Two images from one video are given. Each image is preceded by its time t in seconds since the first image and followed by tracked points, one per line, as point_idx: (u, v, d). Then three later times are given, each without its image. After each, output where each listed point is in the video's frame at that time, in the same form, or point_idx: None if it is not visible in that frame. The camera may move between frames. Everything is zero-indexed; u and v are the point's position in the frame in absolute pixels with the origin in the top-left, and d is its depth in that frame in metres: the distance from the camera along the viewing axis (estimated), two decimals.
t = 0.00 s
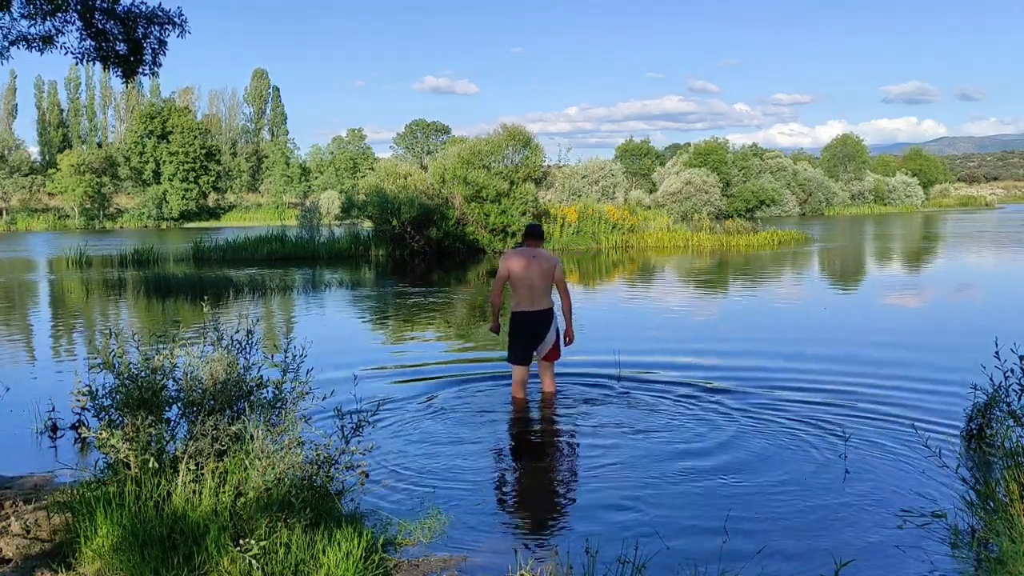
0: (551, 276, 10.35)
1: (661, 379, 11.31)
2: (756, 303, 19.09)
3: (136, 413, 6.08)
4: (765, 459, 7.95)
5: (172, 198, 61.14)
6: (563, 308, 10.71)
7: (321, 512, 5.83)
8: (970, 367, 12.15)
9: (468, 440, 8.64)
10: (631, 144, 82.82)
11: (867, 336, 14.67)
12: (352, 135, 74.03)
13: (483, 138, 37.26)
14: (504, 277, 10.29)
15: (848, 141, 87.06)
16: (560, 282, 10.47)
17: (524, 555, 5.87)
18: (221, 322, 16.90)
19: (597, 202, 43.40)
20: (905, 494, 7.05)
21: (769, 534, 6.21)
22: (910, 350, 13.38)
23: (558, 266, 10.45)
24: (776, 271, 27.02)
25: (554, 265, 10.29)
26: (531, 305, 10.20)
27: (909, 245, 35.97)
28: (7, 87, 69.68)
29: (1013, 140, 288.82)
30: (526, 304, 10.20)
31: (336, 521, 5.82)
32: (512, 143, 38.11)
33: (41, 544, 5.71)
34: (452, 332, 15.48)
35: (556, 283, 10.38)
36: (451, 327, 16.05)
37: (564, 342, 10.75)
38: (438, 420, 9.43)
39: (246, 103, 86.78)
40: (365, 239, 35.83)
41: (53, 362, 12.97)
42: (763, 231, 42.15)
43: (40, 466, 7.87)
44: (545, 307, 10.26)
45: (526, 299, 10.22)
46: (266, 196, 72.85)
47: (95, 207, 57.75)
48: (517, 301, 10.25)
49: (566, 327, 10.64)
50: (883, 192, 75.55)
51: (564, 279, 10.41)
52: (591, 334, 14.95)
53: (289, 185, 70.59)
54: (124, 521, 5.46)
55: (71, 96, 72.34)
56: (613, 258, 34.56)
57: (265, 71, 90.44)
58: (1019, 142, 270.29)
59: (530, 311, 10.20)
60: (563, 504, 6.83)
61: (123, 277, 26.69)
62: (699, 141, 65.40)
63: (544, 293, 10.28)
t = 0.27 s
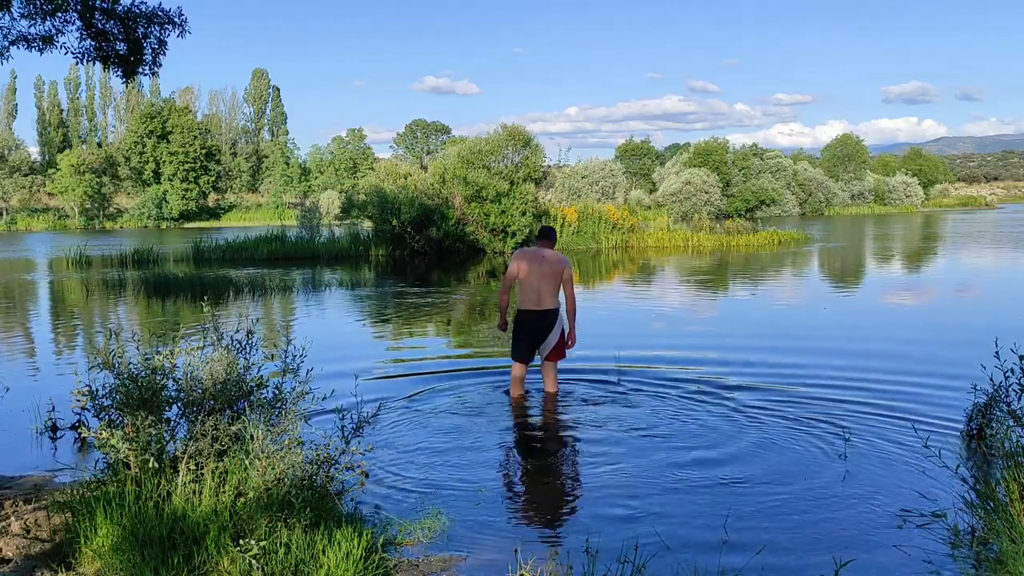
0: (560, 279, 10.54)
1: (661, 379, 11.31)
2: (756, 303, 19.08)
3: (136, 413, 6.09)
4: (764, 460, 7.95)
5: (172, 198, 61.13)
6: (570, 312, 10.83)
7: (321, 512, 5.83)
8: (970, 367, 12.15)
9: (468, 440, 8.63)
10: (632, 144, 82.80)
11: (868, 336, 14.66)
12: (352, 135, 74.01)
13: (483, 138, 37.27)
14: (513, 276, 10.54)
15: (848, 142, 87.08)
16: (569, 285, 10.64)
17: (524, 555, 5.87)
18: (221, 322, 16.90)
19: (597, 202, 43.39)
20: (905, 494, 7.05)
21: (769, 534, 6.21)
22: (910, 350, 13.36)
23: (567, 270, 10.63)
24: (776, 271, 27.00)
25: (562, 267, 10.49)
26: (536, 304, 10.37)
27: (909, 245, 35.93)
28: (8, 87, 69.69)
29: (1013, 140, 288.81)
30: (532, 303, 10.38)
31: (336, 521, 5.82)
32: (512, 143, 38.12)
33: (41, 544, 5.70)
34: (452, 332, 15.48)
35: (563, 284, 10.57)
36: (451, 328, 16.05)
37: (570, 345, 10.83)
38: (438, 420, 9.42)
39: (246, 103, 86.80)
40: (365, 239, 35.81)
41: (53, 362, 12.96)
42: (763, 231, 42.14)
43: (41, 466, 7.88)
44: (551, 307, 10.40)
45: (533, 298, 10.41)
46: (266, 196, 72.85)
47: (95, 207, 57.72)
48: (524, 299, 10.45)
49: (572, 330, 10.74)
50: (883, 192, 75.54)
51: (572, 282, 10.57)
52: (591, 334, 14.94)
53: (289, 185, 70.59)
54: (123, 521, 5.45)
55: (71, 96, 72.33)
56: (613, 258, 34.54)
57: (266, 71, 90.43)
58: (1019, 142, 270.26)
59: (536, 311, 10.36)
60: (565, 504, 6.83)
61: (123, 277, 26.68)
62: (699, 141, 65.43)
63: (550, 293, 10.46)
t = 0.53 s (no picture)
0: (559, 278, 10.54)
1: (661, 379, 11.30)
2: (756, 303, 19.07)
3: (136, 413, 6.09)
4: (764, 459, 7.94)
5: (172, 198, 61.12)
6: (572, 311, 10.81)
7: (321, 512, 5.83)
8: (971, 367, 12.14)
9: (468, 440, 8.63)
10: (632, 144, 82.78)
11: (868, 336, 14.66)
12: (352, 135, 74.00)
13: (483, 138, 37.30)
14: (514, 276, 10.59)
15: (848, 142, 87.09)
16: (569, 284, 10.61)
17: (524, 555, 5.87)
18: (221, 322, 16.90)
19: (597, 202, 43.39)
20: (905, 494, 7.04)
21: (770, 534, 6.21)
22: (911, 350, 13.36)
23: (567, 269, 10.61)
24: (776, 271, 27.00)
25: (561, 266, 10.48)
26: (536, 304, 10.39)
27: (909, 245, 35.93)
28: (8, 87, 69.69)
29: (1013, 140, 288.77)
30: (532, 302, 10.40)
31: (336, 521, 5.82)
32: (512, 143, 38.11)
33: (41, 544, 5.70)
34: (453, 332, 15.48)
35: (564, 284, 10.58)
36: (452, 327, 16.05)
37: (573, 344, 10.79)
38: (438, 420, 9.42)
39: (246, 103, 86.80)
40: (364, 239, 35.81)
41: (53, 362, 12.96)
42: (763, 231, 42.13)
43: (41, 466, 7.87)
44: (550, 306, 10.40)
45: (533, 297, 10.43)
46: (266, 196, 72.85)
47: (95, 207, 57.69)
48: (524, 299, 10.47)
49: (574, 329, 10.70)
50: (883, 192, 75.53)
51: (572, 281, 10.54)
52: (591, 334, 14.93)
53: (289, 185, 70.61)
54: (123, 521, 5.45)
55: (71, 96, 72.32)
56: (613, 258, 34.53)
57: (266, 71, 90.44)
58: (1018, 142, 270.26)
59: (535, 310, 10.38)
60: (566, 505, 6.82)
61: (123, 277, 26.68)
62: (699, 141, 65.45)
63: (550, 292, 10.46)
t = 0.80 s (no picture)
0: (553, 278, 10.55)
1: (661, 379, 11.30)
2: (757, 303, 19.07)
3: (136, 413, 6.09)
4: (765, 459, 7.94)
5: (172, 198, 61.10)
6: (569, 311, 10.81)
7: (321, 512, 5.82)
8: (971, 367, 12.14)
9: (468, 440, 8.62)
10: (632, 144, 82.77)
11: (868, 336, 14.65)
12: (352, 135, 74.01)
13: (483, 138, 37.32)
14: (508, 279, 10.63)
15: (849, 142, 87.10)
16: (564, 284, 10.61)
17: (524, 555, 5.87)
18: (221, 322, 16.91)
19: (597, 202, 43.40)
20: (905, 494, 7.05)
21: (770, 534, 6.21)
22: (911, 350, 13.36)
23: (562, 269, 10.62)
24: (776, 271, 27.00)
25: (554, 267, 10.49)
26: (531, 305, 10.43)
27: (909, 245, 35.94)
28: (8, 87, 69.69)
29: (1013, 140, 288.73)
30: (527, 304, 10.43)
31: (336, 521, 5.82)
32: (512, 143, 38.10)
33: (41, 544, 5.70)
34: (453, 332, 15.48)
35: (559, 284, 10.61)
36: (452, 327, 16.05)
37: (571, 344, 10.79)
38: (438, 420, 9.42)
39: (246, 103, 86.81)
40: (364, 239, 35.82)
41: (52, 362, 12.96)
42: (763, 231, 42.14)
43: (40, 466, 7.87)
44: (546, 307, 10.42)
45: (528, 299, 10.46)
46: (266, 196, 72.87)
47: (95, 207, 57.67)
48: (520, 301, 10.51)
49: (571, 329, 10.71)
50: (883, 192, 75.52)
51: (566, 281, 10.54)
52: (591, 334, 14.94)
53: (289, 185, 70.64)
54: (123, 521, 5.44)
55: (71, 96, 72.32)
56: (613, 258, 34.54)
57: (266, 71, 90.44)
58: (1018, 142, 270.26)
59: (531, 312, 10.41)
60: (558, 505, 6.83)
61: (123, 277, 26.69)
62: (699, 141, 65.46)
63: (545, 293, 10.48)
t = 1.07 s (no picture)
0: (538, 281, 10.73)
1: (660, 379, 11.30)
2: (756, 303, 19.08)
3: (136, 413, 6.09)
4: (764, 460, 7.95)
5: (172, 198, 61.10)
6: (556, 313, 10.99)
7: (320, 512, 5.82)
8: (971, 367, 12.16)
9: (468, 440, 8.61)
10: (632, 144, 82.78)
11: (868, 335, 14.67)
12: (352, 135, 74.03)
13: (482, 138, 37.38)
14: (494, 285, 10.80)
15: (848, 142, 87.15)
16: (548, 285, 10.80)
17: (525, 555, 5.87)
18: (221, 322, 16.92)
19: (597, 202, 43.42)
20: (905, 494, 7.05)
21: (770, 534, 6.21)
22: (911, 349, 13.37)
23: (544, 271, 10.82)
24: (776, 271, 27.03)
25: (538, 269, 10.68)
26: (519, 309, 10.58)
27: (909, 245, 35.96)
28: (8, 87, 69.69)
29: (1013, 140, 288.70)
30: (515, 309, 10.59)
31: (336, 521, 5.82)
32: (513, 142, 38.03)
33: (41, 544, 5.70)
34: (452, 332, 15.50)
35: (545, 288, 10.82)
36: (451, 327, 16.07)
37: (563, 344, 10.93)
38: (438, 420, 9.41)
39: (246, 103, 86.85)
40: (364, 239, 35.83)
41: (53, 362, 12.95)
42: (763, 231, 42.16)
43: (41, 466, 7.88)
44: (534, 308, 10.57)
45: (515, 303, 10.62)
46: (266, 197, 72.89)
47: (95, 207, 57.66)
48: (507, 307, 10.66)
49: (561, 330, 10.85)
50: (883, 192, 75.53)
51: (550, 282, 10.74)
52: (591, 334, 14.95)
53: (289, 185, 70.68)
54: (123, 521, 5.44)
55: (71, 96, 72.32)
56: (613, 258, 34.55)
57: (266, 71, 90.44)
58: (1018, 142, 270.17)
59: (519, 315, 10.57)
60: (544, 502, 6.89)
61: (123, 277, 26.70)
62: (699, 141, 65.49)
63: (531, 296, 10.65)
